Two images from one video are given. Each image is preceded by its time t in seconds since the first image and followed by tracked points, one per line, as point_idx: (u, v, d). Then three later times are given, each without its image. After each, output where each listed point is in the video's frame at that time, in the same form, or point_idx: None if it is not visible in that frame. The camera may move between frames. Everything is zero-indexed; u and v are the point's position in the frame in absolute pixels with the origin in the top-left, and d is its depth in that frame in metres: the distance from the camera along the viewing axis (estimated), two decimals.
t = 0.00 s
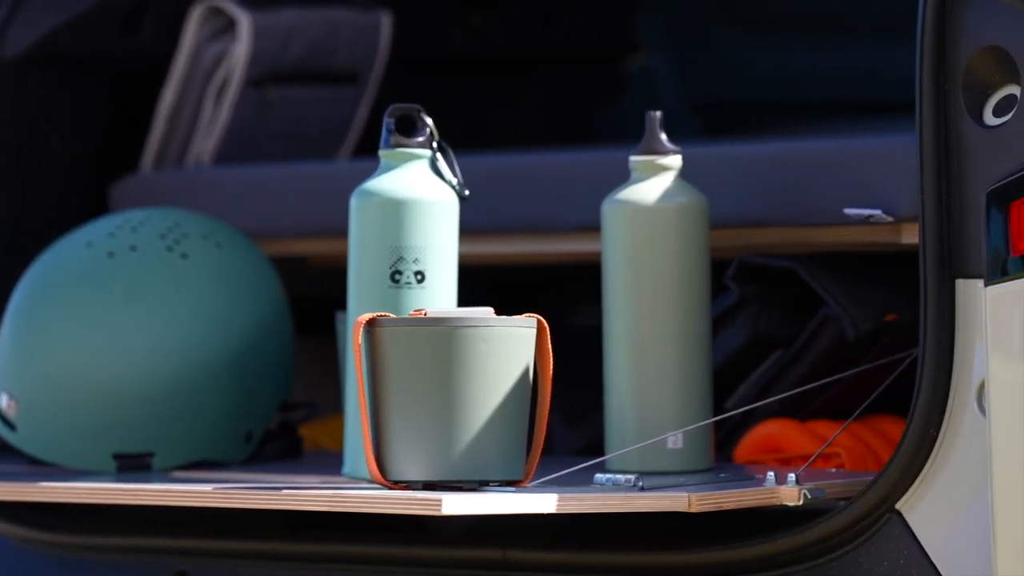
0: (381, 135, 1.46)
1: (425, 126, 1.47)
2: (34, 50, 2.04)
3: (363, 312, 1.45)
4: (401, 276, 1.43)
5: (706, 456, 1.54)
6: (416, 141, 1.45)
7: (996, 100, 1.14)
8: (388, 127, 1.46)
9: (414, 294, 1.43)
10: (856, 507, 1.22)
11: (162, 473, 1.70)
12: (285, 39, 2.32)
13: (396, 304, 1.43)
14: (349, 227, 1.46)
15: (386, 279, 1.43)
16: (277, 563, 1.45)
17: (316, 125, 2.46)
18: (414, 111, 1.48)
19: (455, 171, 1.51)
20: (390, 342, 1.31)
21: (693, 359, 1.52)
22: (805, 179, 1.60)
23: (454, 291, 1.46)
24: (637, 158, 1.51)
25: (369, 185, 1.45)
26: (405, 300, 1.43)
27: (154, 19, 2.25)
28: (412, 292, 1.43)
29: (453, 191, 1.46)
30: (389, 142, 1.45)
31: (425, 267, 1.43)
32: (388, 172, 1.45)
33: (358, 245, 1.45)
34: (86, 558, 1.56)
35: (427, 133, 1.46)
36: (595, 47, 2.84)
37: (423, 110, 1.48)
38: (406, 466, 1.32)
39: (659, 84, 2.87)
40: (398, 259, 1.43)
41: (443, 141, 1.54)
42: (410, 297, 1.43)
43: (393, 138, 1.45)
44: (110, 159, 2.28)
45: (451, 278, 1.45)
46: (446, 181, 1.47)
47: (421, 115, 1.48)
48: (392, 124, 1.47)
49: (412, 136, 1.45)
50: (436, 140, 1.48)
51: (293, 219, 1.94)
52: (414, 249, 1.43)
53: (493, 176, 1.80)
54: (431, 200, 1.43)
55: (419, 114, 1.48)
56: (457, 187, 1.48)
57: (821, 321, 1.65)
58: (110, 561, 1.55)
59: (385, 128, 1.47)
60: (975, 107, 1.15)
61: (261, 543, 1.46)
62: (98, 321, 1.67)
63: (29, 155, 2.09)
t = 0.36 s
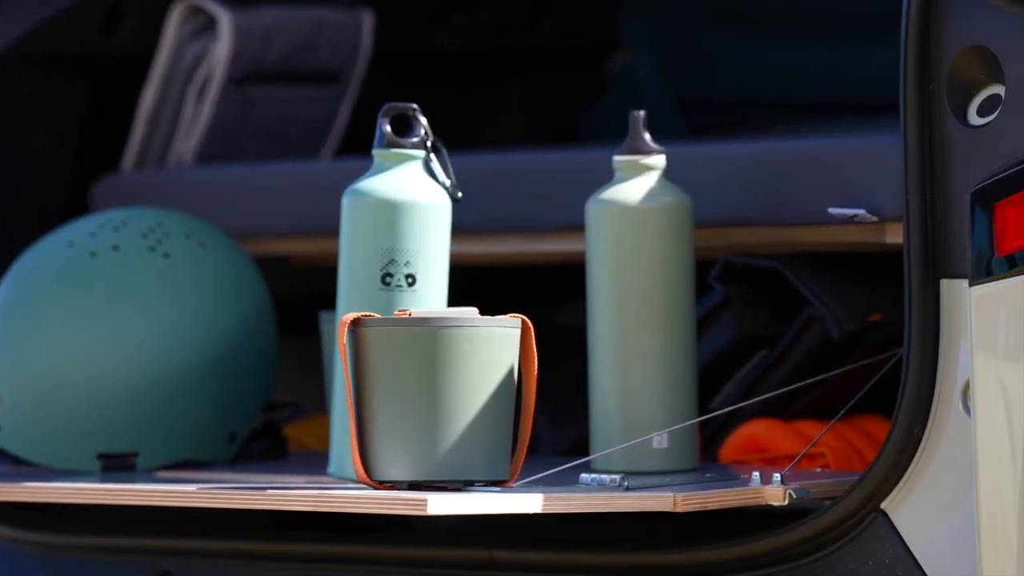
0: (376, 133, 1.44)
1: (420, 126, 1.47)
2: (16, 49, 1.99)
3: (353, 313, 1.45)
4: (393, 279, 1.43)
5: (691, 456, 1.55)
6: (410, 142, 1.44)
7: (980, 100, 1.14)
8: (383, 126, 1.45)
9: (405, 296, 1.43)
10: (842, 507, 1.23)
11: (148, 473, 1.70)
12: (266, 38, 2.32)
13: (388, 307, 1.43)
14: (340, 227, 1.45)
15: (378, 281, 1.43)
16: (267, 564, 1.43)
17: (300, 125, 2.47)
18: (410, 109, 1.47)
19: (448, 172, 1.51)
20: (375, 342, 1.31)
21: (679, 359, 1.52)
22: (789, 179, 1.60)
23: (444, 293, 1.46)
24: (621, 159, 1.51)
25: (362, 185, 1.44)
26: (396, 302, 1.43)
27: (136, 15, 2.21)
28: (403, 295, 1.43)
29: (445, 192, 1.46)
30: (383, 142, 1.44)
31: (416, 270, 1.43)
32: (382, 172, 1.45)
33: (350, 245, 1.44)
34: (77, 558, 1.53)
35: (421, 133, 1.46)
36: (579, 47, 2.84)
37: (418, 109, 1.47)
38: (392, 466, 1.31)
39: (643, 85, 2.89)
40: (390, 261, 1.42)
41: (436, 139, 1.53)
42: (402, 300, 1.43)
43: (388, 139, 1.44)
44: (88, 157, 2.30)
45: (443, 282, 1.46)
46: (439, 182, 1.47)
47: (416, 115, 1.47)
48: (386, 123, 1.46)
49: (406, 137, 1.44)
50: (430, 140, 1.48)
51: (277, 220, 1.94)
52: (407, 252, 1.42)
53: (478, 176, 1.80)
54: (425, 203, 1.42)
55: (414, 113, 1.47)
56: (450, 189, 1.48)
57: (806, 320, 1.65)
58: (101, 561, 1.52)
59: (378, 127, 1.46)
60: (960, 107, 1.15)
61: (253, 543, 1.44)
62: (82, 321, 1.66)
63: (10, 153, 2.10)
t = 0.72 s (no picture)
0: (349, 134, 1.45)
1: (393, 127, 1.46)
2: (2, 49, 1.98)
3: (330, 310, 1.44)
4: (370, 276, 1.43)
5: (675, 456, 1.55)
6: (384, 141, 1.44)
7: (964, 101, 1.14)
8: (354, 126, 1.46)
9: (382, 293, 1.43)
10: (824, 508, 1.23)
11: (132, 473, 1.70)
12: (255, 36, 2.31)
13: (365, 304, 1.43)
14: (318, 226, 1.45)
15: (355, 278, 1.43)
16: (250, 565, 1.42)
17: (286, 125, 2.48)
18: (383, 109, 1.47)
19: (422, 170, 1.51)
20: (360, 342, 1.31)
21: (664, 358, 1.53)
22: (774, 179, 1.61)
23: (421, 290, 1.46)
24: (605, 159, 1.52)
25: (337, 185, 1.44)
26: (374, 299, 1.43)
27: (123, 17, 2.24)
28: (380, 291, 1.43)
29: (420, 191, 1.46)
30: (356, 142, 1.45)
31: (393, 266, 1.43)
32: (355, 171, 1.45)
33: (327, 242, 1.44)
34: (60, 560, 1.51)
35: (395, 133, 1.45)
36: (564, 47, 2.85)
37: (391, 110, 1.47)
38: (376, 466, 1.31)
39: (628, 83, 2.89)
40: (367, 259, 1.42)
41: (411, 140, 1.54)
42: (378, 297, 1.43)
43: (361, 138, 1.44)
44: (74, 159, 2.29)
45: (421, 279, 1.45)
46: (414, 181, 1.47)
47: (389, 116, 1.47)
48: (359, 123, 1.46)
49: (380, 137, 1.44)
50: (403, 140, 1.48)
51: (262, 220, 1.93)
52: (384, 249, 1.42)
53: (463, 176, 1.80)
54: (398, 200, 1.42)
55: (386, 114, 1.47)
56: (424, 188, 1.48)
57: (791, 319, 1.66)
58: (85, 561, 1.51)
59: (352, 127, 1.46)
60: (943, 108, 1.16)
61: (233, 544, 1.44)
62: (69, 321, 1.65)
63: None
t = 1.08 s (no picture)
0: (344, 134, 1.44)
1: (389, 127, 1.46)
2: None
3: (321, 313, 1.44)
4: (361, 279, 1.43)
5: (658, 456, 1.55)
6: (380, 142, 1.44)
7: (947, 101, 1.14)
8: (351, 126, 1.45)
9: (373, 297, 1.43)
10: (808, 508, 1.22)
11: (115, 474, 1.69)
12: (234, 36, 2.30)
13: (356, 307, 1.43)
14: (309, 227, 1.45)
15: (346, 281, 1.43)
16: (229, 566, 1.42)
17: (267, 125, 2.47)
18: (378, 110, 1.47)
19: (415, 172, 1.51)
20: (343, 343, 1.31)
21: (647, 358, 1.53)
22: (758, 179, 1.61)
23: (411, 293, 1.46)
24: (588, 159, 1.52)
25: (330, 185, 1.44)
26: (365, 302, 1.43)
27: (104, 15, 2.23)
28: (371, 295, 1.43)
29: (414, 193, 1.46)
30: (351, 142, 1.43)
31: (384, 270, 1.43)
32: (349, 172, 1.44)
33: (318, 244, 1.44)
34: (41, 560, 1.50)
35: (391, 134, 1.45)
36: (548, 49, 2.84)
37: (387, 109, 1.47)
38: (359, 467, 1.31)
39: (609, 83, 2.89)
40: (358, 262, 1.42)
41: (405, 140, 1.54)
42: (370, 300, 1.43)
43: (357, 139, 1.43)
44: (55, 159, 2.29)
45: (412, 283, 1.45)
46: (407, 182, 1.47)
47: (384, 115, 1.47)
48: (354, 124, 1.45)
49: (376, 137, 1.44)
50: (398, 141, 1.47)
51: (245, 220, 1.93)
52: (375, 252, 1.42)
53: (447, 176, 1.80)
54: (393, 204, 1.42)
55: (382, 114, 1.47)
56: (418, 190, 1.48)
57: (774, 319, 1.66)
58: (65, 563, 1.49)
59: (347, 127, 1.45)
60: (926, 108, 1.16)
61: (211, 545, 1.43)
62: (51, 321, 1.64)
63: None
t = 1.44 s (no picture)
0: (327, 133, 1.44)
1: (372, 127, 1.46)
2: None
3: (305, 313, 1.44)
4: (345, 279, 1.42)
5: (642, 457, 1.55)
6: (363, 142, 1.44)
7: (930, 101, 1.15)
8: (334, 126, 1.45)
9: (357, 296, 1.43)
10: (791, 507, 1.23)
11: (98, 475, 1.69)
12: (217, 39, 2.29)
13: (340, 307, 1.42)
14: (292, 227, 1.45)
15: (330, 281, 1.42)
16: (214, 566, 1.41)
17: (251, 125, 2.47)
18: (360, 110, 1.46)
19: (399, 173, 1.51)
20: (327, 343, 1.30)
21: (632, 358, 1.53)
22: (742, 180, 1.61)
23: (396, 293, 1.46)
24: (572, 159, 1.52)
25: (313, 185, 1.44)
26: (349, 302, 1.42)
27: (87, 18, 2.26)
28: (355, 295, 1.43)
29: (397, 193, 1.46)
30: (335, 142, 1.44)
31: (368, 270, 1.43)
32: (332, 172, 1.44)
33: (302, 244, 1.44)
34: (25, 561, 1.49)
35: (373, 134, 1.46)
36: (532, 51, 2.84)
37: (369, 110, 1.46)
38: (343, 467, 1.31)
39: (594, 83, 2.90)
40: (342, 261, 1.42)
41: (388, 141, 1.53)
42: (353, 300, 1.43)
43: (340, 139, 1.44)
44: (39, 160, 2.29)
45: (395, 283, 1.45)
46: (391, 182, 1.47)
47: (367, 116, 1.46)
48: (337, 124, 1.45)
49: (359, 138, 1.44)
50: (381, 141, 1.48)
51: (229, 221, 1.92)
52: (359, 252, 1.42)
53: (431, 176, 1.79)
54: (376, 203, 1.42)
55: (365, 114, 1.47)
56: (401, 190, 1.48)
57: (758, 318, 1.65)
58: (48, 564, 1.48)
59: (330, 128, 1.45)
60: (910, 109, 1.16)
61: (192, 545, 1.42)
62: (35, 320, 1.63)
63: None
